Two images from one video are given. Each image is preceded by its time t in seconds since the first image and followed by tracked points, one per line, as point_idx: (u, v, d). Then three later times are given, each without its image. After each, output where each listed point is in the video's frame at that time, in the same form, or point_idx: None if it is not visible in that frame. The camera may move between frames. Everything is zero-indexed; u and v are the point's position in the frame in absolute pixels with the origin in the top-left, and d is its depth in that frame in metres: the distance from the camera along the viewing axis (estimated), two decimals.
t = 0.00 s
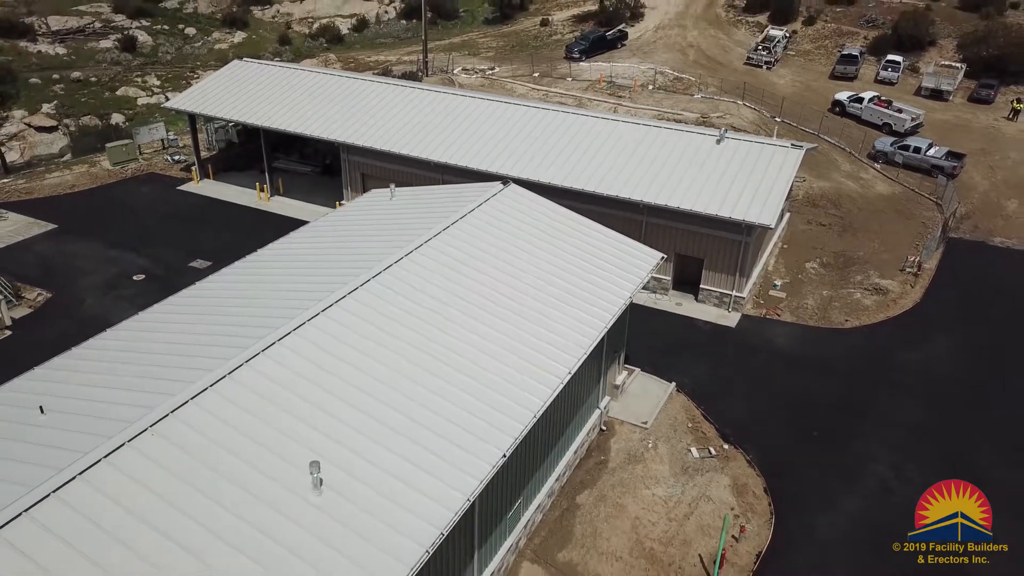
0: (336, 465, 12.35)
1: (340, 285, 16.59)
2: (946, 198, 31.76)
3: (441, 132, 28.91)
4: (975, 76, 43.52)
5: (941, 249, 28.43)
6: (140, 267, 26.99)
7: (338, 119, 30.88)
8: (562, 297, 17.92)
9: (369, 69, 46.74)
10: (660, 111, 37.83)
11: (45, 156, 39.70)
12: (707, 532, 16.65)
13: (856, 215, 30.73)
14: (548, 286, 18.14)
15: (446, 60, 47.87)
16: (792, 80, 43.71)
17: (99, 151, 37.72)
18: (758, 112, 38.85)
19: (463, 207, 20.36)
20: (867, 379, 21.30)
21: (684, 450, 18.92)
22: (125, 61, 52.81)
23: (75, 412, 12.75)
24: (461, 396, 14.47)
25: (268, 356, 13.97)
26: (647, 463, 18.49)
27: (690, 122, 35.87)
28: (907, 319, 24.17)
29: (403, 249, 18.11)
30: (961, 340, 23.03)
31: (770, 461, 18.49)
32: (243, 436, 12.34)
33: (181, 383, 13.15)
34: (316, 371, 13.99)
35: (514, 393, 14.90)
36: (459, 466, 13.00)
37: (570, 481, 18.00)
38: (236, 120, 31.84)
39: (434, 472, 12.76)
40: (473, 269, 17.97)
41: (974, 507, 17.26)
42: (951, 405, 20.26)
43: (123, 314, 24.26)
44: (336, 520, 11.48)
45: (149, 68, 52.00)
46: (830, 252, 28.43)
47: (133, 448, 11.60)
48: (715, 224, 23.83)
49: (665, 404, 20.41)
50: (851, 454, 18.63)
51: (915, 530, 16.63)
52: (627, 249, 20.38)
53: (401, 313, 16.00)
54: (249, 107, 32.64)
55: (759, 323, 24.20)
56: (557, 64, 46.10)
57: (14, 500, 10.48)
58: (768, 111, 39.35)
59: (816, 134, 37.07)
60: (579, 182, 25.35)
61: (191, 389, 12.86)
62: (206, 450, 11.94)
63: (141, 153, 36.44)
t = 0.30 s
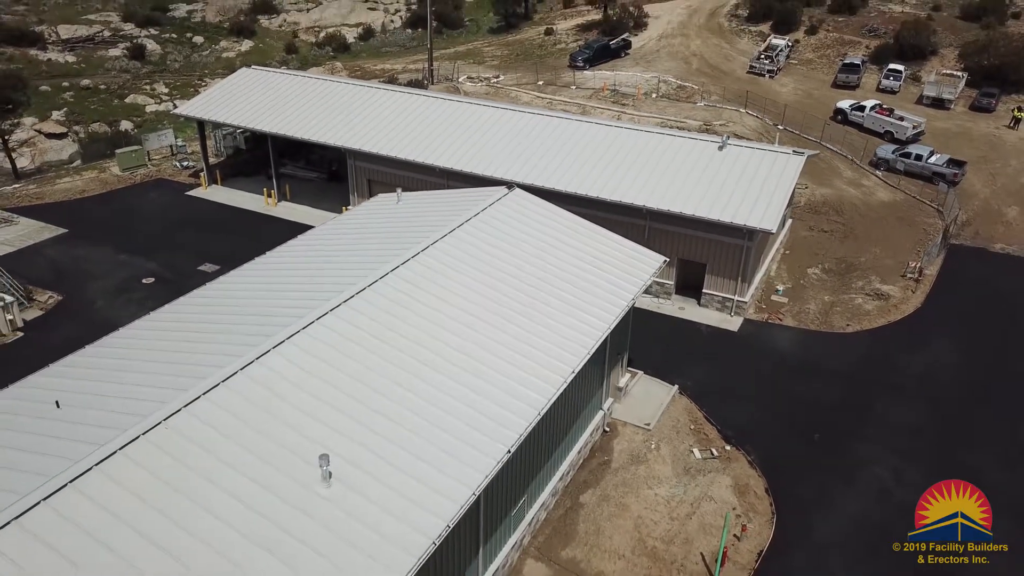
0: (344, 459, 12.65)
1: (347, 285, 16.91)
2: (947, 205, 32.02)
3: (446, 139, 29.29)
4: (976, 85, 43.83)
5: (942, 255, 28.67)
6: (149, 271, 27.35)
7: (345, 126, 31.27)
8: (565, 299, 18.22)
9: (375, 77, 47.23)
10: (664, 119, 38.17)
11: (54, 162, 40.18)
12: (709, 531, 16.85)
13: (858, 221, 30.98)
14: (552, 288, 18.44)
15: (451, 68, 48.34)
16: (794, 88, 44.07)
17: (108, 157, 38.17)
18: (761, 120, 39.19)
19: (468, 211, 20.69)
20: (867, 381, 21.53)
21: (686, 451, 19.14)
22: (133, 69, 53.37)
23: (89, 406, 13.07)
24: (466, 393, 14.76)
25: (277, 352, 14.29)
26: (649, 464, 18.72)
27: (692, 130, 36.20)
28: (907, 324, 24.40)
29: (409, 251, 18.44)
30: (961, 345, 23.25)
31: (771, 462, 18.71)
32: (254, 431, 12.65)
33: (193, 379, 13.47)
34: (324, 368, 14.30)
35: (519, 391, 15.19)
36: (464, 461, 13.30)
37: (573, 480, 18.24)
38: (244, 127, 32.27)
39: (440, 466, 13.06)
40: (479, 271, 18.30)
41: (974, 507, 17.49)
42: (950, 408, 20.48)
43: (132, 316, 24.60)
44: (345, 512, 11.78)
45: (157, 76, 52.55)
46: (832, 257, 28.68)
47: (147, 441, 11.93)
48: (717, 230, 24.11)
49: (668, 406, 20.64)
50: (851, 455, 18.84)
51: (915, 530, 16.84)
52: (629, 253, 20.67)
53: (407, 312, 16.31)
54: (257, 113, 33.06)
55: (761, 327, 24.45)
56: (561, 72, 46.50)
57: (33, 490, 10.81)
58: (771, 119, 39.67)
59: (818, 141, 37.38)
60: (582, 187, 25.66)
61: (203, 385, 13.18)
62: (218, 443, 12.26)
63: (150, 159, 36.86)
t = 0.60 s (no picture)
0: (360, 452, 13.05)
1: (363, 286, 17.34)
2: (958, 213, 32.10)
3: (459, 145, 29.71)
4: (988, 95, 43.91)
5: (953, 263, 28.75)
6: (167, 273, 27.82)
7: (359, 132, 31.75)
8: (576, 300, 18.55)
9: (389, 85, 47.78)
10: (675, 127, 38.46)
11: (74, 167, 40.88)
12: (718, 531, 17.02)
13: (868, 230, 31.12)
14: (562, 290, 18.79)
15: (464, 77, 48.83)
16: (806, 98, 44.29)
17: (127, 162, 38.81)
18: (772, 128, 39.42)
19: (482, 214, 21.09)
20: (876, 387, 21.69)
21: (696, 454, 19.32)
22: (152, 76, 54.15)
23: (115, 401, 13.61)
24: (478, 391, 15.11)
25: (295, 350, 14.75)
26: (659, 466, 18.92)
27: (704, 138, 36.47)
28: (917, 331, 24.50)
29: (423, 253, 18.85)
30: (971, 351, 23.33)
31: (779, 464, 18.91)
32: (272, 425, 13.10)
33: (213, 375, 13.99)
34: (341, 365, 14.73)
35: (530, 389, 15.52)
36: (477, 457, 13.65)
37: (583, 481, 18.49)
38: (260, 132, 32.80)
39: (453, 462, 13.42)
40: (492, 272, 18.68)
41: (974, 507, 17.66)
42: (958, 413, 20.60)
43: (151, 317, 25.05)
44: (361, 504, 12.19)
45: (175, 83, 53.30)
46: (842, 265, 28.82)
47: (169, 433, 12.42)
48: (728, 236, 24.32)
49: (678, 410, 20.83)
50: (858, 459, 19.01)
51: (915, 530, 17.02)
52: (640, 257, 20.97)
53: (421, 312, 16.72)
54: (273, 119, 33.58)
55: (771, 333, 24.62)
56: (573, 81, 46.89)
57: (61, 478, 11.35)
58: (782, 128, 39.87)
59: (828, 150, 37.56)
60: (594, 194, 25.97)
61: (223, 380, 13.67)
62: (237, 436, 12.72)
63: (168, 164, 37.45)
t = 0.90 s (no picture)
0: (384, 446, 13.45)
1: (388, 286, 17.78)
2: (980, 223, 31.98)
3: (482, 152, 30.13)
4: (1013, 106, 43.68)
5: (975, 273, 28.66)
6: (196, 274, 28.45)
7: (384, 138, 32.29)
8: (596, 303, 18.83)
9: (414, 93, 48.39)
10: (696, 136, 38.63)
11: (106, 170, 41.82)
12: (735, 534, 17.15)
13: (890, 239, 31.09)
14: (583, 292, 19.08)
15: (487, 85, 49.34)
16: (828, 108, 44.30)
17: (157, 166, 39.67)
18: (794, 138, 39.48)
19: (504, 218, 21.48)
20: (895, 394, 21.72)
21: (714, 458, 19.46)
22: (181, 83, 55.19)
23: (150, 392, 14.20)
24: (499, 389, 15.44)
25: (321, 345, 15.21)
26: (677, 469, 19.08)
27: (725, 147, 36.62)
28: (938, 340, 24.47)
29: (446, 255, 19.24)
30: (992, 361, 23.28)
31: (797, 469, 19.01)
32: (299, 417, 13.56)
33: (243, 369, 14.52)
34: (366, 362, 15.16)
35: (551, 389, 15.82)
36: (497, 452, 13.98)
37: (602, 482, 18.71)
38: (287, 137, 33.44)
39: (474, 457, 13.76)
40: (513, 274, 19.03)
41: (974, 507, 17.90)
42: (977, 422, 20.59)
43: (180, 316, 25.63)
44: (384, 495, 12.59)
45: (204, 90, 54.30)
46: (863, 274, 28.81)
47: (200, 423, 12.94)
48: (748, 243, 24.49)
49: (697, 414, 20.98)
50: (875, 465, 19.09)
51: (915, 530, 17.26)
52: (660, 261, 21.23)
53: (444, 311, 17.11)
54: (300, 124, 34.22)
55: (791, 341, 24.69)
56: (596, 89, 47.21)
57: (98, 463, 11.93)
58: (804, 138, 39.93)
59: (851, 160, 37.57)
60: (614, 200, 26.21)
61: (253, 374, 14.16)
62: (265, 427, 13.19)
63: (197, 168, 38.23)
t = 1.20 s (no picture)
0: (407, 439, 13.83)
1: (413, 286, 18.21)
2: (1005, 234, 31.82)
3: (506, 158, 30.53)
4: None
5: (999, 284, 28.53)
6: (224, 275, 29.09)
7: (410, 144, 32.79)
8: (617, 306, 19.11)
9: (439, 101, 49.02)
10: (719, 145, 38.79)
11: (137, 174, 42.79)
12: (752, 537, 17.27)
13: (913, 249, 31.03)
14: (604, 296, 19.37)
15: (511, 94, 49.86)
16: (852, 118, 44.29)
17: (187, 171, 40.53)
18: (817, 147, 39.51)
19: (527, 222, 21.85)
20: (915, 403, 21.71)
21: (732, 462, 19.60)
22: (211, 90, 56.28)
23: (183, 385, 14.72)
24: (521, 387, 15.77)
25: (348, 341, 15.68)
26: (695, 472, 19.25)
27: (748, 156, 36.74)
28: (960, 350, 24.41)
29: (470, 257, 19.64)
30: (1013, 371, 23.21)
31: (815, 474, 19.09)
32: (326, 410, 14.00)
33: (272, 363, 15.01)
34: (392, 358, 15.58)
35: (571, 388, 16.12)
36: (519, 448, 14.30)
37: (620, 484, 18.92)
38: (315, 142, 34.08)
39: (496, 452, 14.10)
40: (536, 276, 19.38)
41: (974, 507, 17.97)
42: (997, 430, 20.56)
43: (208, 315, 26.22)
44: (408, 486, 12.95)
45: (233, 96, 55.32)
46: (885, 283, 28.80)
47: (229, 412, 13.41)
48: (769, 250, 24.63)
49: (716, 419, 21.13)
50: (894, 471, 19.13)
51: (915, 530, 17.41)
52: (680, 266, 21.46)
53: (467, 311, 17.49)
54: (327, 130, 34.84)
55: (812, 348, 24.74)
56: (619, 98, 47.54)
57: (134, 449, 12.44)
58: (827, 147, 39.95)
59: (874, 170, 37.54)
60: (637, 207, 26.46)
61: (282, 368, 14.64)
62: (293, 418, 13.64)
63: (226, 173, 39.01)
